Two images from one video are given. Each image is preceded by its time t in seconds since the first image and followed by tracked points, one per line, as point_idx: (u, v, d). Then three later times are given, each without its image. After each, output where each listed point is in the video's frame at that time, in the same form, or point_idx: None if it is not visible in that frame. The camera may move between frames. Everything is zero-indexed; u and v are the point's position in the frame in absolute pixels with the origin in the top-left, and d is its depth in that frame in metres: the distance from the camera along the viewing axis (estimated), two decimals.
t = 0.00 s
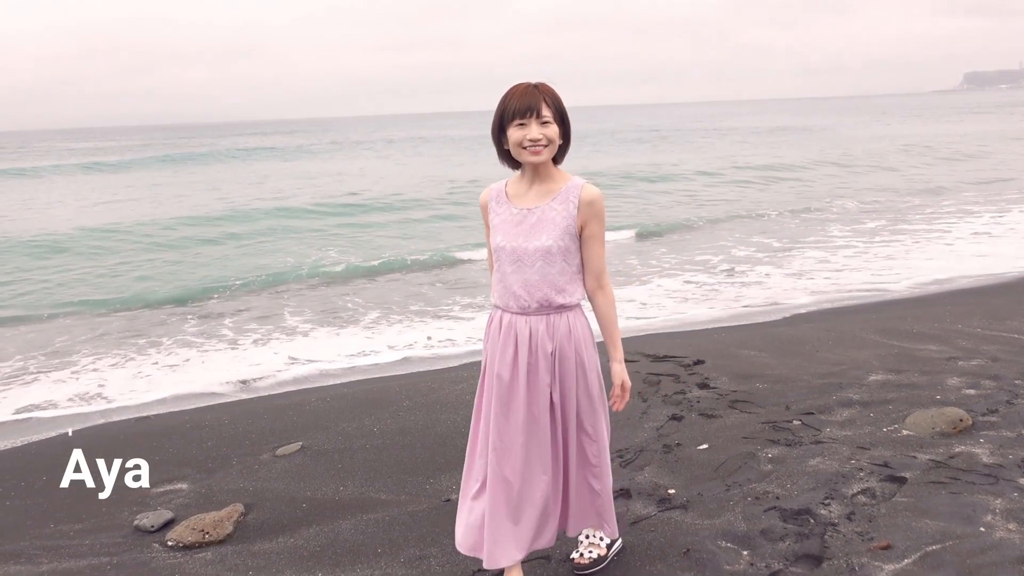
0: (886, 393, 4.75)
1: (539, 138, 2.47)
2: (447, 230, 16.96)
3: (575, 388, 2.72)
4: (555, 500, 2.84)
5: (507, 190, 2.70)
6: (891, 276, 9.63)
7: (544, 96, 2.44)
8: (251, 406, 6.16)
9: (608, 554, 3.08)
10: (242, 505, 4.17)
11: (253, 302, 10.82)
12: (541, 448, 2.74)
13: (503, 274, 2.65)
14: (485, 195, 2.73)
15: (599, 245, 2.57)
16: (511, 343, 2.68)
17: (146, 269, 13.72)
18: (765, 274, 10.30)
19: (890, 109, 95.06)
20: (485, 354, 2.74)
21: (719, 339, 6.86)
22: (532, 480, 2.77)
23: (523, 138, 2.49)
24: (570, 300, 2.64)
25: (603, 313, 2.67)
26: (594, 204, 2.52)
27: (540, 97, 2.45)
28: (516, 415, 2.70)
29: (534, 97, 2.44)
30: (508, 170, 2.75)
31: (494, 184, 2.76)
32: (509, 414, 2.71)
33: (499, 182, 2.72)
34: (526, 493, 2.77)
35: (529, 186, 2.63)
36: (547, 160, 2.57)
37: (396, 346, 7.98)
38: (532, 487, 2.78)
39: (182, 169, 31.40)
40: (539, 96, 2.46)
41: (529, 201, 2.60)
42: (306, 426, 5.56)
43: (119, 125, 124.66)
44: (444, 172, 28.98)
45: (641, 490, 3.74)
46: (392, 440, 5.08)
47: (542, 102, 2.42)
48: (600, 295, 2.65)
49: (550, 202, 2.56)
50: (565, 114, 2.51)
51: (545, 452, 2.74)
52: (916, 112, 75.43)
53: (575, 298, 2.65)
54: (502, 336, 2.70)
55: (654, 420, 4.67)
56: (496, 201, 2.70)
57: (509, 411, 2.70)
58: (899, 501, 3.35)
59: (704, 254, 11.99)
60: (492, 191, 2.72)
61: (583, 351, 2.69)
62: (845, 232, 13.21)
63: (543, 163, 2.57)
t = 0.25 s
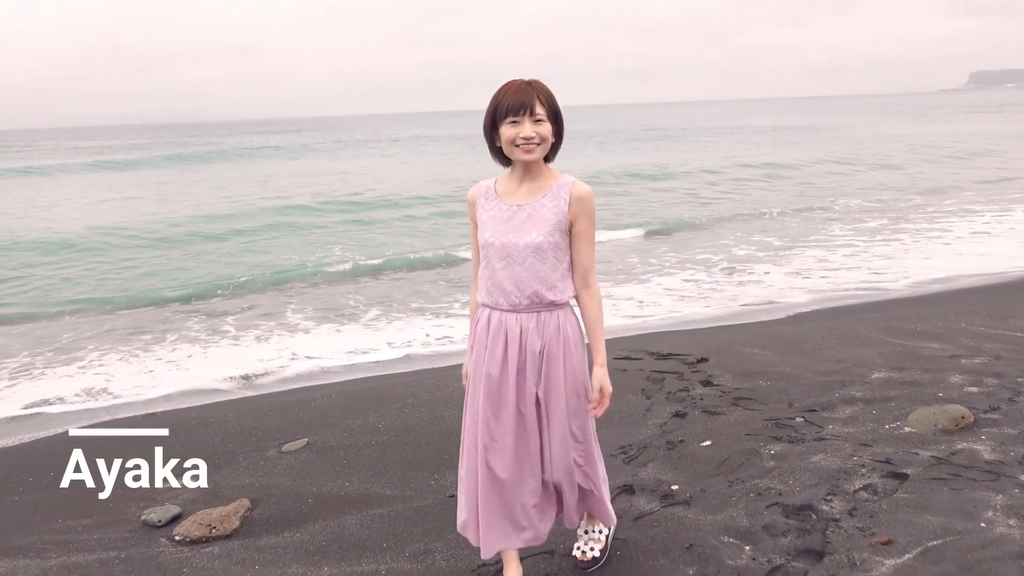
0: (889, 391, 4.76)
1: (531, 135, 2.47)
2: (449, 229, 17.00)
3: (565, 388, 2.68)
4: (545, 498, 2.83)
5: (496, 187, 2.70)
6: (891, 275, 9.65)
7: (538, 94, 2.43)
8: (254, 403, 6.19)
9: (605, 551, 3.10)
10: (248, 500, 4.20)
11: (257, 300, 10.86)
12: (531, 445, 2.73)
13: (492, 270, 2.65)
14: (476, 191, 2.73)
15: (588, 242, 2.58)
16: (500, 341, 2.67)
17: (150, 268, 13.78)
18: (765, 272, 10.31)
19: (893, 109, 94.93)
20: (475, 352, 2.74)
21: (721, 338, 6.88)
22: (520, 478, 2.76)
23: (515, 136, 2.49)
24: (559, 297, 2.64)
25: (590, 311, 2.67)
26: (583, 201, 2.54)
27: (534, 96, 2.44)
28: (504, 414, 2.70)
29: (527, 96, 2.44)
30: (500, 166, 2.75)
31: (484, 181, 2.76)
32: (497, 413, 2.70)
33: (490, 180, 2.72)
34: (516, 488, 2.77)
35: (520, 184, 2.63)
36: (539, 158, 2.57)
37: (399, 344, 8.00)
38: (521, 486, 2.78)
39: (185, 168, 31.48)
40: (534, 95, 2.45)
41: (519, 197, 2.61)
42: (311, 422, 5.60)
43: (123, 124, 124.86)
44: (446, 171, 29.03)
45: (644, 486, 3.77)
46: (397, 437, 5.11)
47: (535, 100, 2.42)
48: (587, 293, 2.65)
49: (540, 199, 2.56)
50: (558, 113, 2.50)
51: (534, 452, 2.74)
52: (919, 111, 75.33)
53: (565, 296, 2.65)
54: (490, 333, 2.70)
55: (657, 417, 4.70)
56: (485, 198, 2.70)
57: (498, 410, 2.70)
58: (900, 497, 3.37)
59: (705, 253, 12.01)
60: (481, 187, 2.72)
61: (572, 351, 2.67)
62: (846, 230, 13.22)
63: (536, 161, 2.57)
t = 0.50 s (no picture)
0: (895, 390, 4.79)
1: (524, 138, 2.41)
2: (454, 228, 17.05)
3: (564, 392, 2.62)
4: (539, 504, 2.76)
5: (488, 192, 2.61)
6: (895, 274, 9.65)
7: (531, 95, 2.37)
8: (264, 400, 6.24)
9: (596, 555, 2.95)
10: (257, 495, 4.25)
11: (262, 298, 10.92)
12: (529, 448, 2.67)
13: (484, 274, 2.58)
14: (467, 195, 2.63)
15: (583, 246, 2.55)
16: (501, 345, 2.62)
17: (156, 265, 13.85)
18: (769, 272, 10.32)
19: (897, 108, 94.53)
20: (469, 355, 2.69)
21: (723, 337, 6.90)
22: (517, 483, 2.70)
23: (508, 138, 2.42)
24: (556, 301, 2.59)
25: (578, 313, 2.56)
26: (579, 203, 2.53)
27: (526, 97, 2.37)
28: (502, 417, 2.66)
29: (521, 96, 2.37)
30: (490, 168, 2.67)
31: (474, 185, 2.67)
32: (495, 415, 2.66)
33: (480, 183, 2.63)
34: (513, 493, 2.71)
35: (514, 187, 2.56)
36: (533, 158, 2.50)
37: (406, 341, 8.05)
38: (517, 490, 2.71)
39: (191, 167, 31.61)
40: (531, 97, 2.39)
41: (515, 201, 2.55)
42: (319, 419, 5.64)
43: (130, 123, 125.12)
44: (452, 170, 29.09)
45: (650, 483, 3.80)
46: (405, 433, 5.15)
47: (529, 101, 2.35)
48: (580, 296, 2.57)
49: (540, 202, 2.52)
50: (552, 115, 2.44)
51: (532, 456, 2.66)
52: (926, 112, 75.05)
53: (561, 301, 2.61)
54: (488, 338, 2.64)
55: (664, 415, 4.73)
56: (476, 204, 2.60)
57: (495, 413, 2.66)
58: (905, 494, 3.39)
59: (708, 252, 12.02)
60: (470, 193, 2.62)
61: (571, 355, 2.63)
62: (851, 230, 13.22)
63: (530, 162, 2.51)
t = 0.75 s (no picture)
0: (905, 388, 4.80)
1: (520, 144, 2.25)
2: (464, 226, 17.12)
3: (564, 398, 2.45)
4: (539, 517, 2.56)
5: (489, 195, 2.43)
6: (903, 274, 9.64)
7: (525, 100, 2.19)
8: (276, 397, 6.30)
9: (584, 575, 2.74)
10: (271, 490, 4.30)
11: (272, 296, 11.00)
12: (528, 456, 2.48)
13: (484, 273, 2.45)
14: (465, 197, 2.46)
15: (587, 247, 2.40)
16: (506, 346, 2.48)
17: (168, 263, 13.96)
18: (776, 271, 10.32)
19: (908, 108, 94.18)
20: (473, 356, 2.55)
21: (730, 336, 6.91)
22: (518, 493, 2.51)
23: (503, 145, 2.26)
24: (559, 301, 2.43)
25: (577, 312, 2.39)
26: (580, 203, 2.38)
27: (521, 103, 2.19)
28: (503, 421, 2.51)
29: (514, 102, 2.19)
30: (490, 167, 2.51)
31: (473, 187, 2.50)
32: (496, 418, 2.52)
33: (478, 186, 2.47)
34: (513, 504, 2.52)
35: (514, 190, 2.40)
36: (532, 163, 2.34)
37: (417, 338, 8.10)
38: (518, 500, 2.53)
39: (202, 166, 31.83)
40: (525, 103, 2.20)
41: (516, 203, 2.39)
42: (333, 416, 5.69)
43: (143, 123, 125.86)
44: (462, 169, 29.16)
45: (661, 479, 3.84)
46: (417, 429, 5.20)
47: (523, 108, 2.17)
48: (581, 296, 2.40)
49: (541, 202, 2.37)
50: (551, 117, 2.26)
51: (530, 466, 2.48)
52: (937, 112, 74.71)
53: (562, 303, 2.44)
54: (491, 340, 2.50)
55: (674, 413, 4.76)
56: (478, 207, 2.43)
57: (496, 416, 2.51)
58: (914, 491, 3.41)
59: (716, 251, 12.04)
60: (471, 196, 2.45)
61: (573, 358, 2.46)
62: (860, 229, 13.22)
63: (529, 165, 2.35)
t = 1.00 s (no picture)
0: (929, 387, 4.80)
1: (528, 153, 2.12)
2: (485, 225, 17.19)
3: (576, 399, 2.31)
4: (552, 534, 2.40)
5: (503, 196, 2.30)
6: (923, 272, 9.60)
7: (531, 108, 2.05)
8: (300, 393, 6.39)
9: None
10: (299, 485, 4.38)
11: (294, 293, 11.12)
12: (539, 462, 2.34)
13: (496, 274, 2.34)
14: (476, 197, 2.35)
15: (603, 245, 2.26)
16: (521, 347, 2.36)
17: (191, 262, 14.13)
18: (795, 270, 10.30)
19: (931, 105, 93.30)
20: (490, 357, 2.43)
21: (749, 335, 6.92)
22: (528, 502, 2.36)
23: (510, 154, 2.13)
24: (573, 300, 2.30)
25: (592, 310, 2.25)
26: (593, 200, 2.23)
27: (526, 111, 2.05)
28: (520, 423, 2.39)
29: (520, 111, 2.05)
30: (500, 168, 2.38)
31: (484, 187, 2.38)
32: (513, 420, 2.41)
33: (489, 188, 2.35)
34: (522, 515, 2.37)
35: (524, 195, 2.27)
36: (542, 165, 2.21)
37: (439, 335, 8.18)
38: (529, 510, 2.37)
39: (224, 165, 32.15)
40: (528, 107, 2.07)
41: (526, 203, 2.26)
42: (358, 412, 5.77)
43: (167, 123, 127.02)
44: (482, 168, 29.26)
45: (683, 475, 3.87)
46: (441, 426, 5.26)
47: (528, 115, 2.04)
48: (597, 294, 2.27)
49: (552, 201, 2.24)
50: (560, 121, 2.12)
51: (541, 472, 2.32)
52: (961, 109, 73.89)
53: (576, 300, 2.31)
54: (507, 341, 2.39)
55: (697, 411, 4.79)
56: (491, 208, 2.31)
57: (513, 418, 2.40)
58: (937, 489, 3.43)
59: (735, 250, 12.03)
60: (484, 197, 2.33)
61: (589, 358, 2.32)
62: (881, 228, 13.16)
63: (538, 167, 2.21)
